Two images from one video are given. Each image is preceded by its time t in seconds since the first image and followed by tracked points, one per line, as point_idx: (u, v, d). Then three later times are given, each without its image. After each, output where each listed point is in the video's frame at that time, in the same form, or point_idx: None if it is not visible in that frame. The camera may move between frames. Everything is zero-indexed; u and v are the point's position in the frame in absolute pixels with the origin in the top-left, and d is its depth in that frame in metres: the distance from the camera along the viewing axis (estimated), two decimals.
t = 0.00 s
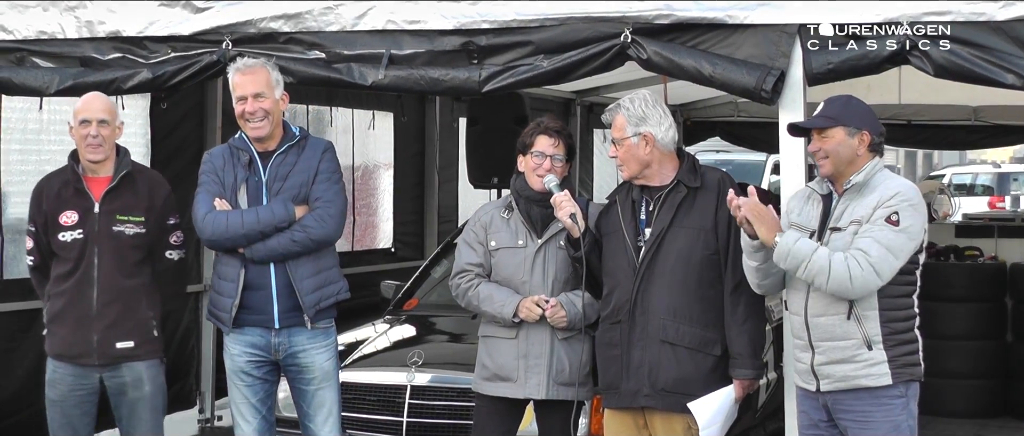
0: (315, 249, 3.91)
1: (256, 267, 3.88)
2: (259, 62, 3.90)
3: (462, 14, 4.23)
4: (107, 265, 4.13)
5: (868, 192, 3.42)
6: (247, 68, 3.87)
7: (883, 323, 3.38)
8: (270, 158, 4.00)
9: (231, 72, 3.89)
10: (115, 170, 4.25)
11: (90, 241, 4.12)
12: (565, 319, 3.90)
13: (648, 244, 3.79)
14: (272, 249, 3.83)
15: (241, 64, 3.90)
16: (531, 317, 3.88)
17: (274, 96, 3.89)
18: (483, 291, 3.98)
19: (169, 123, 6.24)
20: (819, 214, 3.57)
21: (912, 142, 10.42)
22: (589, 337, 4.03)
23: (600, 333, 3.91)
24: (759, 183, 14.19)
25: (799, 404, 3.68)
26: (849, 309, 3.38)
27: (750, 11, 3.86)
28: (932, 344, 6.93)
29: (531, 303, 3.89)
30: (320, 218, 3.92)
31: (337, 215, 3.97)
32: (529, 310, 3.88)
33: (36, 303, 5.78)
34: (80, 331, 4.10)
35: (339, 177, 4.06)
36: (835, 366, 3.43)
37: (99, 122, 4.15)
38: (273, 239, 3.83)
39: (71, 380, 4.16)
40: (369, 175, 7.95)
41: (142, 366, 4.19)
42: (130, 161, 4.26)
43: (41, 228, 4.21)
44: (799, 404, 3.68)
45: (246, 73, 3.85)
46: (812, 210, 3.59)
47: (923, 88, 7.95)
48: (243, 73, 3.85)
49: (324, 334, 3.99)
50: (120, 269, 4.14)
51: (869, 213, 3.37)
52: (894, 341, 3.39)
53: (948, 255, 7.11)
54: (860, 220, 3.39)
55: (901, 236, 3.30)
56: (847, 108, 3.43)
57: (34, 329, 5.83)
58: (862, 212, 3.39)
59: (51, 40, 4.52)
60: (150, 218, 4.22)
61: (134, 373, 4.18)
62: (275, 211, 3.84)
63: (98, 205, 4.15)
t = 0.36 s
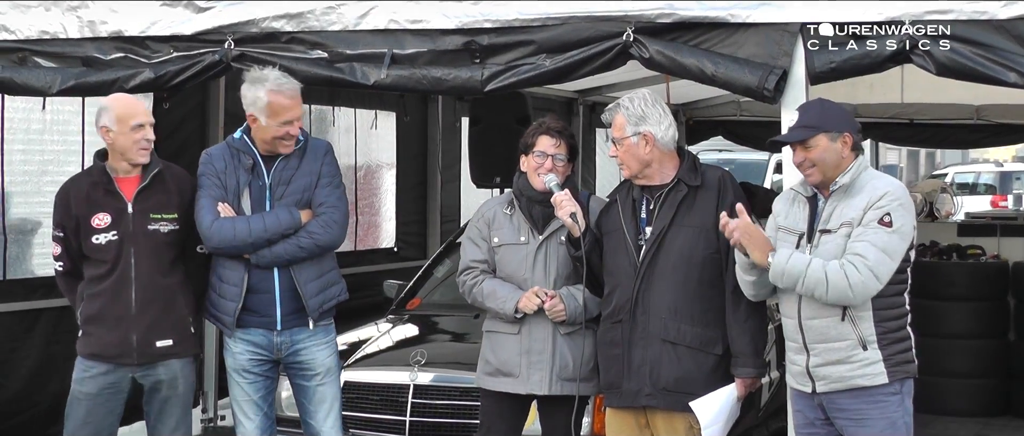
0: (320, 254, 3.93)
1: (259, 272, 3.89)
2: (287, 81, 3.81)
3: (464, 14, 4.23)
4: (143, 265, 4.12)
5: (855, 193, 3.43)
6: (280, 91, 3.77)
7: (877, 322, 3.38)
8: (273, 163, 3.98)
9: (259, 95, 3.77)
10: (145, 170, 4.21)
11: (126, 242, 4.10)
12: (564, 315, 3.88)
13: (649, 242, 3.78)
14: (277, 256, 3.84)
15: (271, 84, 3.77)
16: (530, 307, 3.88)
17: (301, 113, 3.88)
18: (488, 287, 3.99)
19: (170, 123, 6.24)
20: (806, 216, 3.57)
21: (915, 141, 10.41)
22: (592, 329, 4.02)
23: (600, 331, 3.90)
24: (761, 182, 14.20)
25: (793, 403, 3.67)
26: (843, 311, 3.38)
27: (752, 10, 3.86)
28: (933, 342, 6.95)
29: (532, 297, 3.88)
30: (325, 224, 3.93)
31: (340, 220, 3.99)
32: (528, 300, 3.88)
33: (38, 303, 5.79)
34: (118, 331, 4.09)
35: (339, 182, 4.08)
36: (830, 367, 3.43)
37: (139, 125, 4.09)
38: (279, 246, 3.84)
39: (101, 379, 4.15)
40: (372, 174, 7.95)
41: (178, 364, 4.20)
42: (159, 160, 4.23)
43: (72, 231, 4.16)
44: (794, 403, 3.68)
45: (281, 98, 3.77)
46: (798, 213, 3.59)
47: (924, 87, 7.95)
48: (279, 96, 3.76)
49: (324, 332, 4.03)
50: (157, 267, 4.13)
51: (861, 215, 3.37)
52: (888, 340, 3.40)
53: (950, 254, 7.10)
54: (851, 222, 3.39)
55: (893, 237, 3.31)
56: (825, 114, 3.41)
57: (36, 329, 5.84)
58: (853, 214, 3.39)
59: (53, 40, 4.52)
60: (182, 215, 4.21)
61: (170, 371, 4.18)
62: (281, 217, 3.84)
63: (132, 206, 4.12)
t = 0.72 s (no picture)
0: (348, 256, 3.96)
1: (287, 270, 3.90)
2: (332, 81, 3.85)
3: (469, 14, 4.24)
4: (139, 271, 4.16)
5: (848, 194, 3.43)
6: (327, 91, 3.80)
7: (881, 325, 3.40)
8: (305, 162, 3.99)
9: (303, 93, 3.78)
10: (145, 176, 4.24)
11: (125, 248, 4.13)
12: (570, 320, 3.89)
13: (652, 242, 3.78)
14: (307, 255, 3.86)
15: (318, 82, 3.80)
16: (535, 310, 3.88)
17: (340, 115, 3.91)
18: (491, 292, 4.00)
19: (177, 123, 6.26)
20: (797, 222, 3.53)
21: (920, 141, 10.40)
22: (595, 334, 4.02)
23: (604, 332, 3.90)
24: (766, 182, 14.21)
25: (795, 404, 3.67)
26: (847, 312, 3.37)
27: (758, 9, 3.87)
28: (938, 341, 6.94)
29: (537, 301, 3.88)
30: (356, 225, 3.96)
31: (370, 222, 4.02)
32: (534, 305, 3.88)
33: (45, 304, 5.80)
34: (113, 336, 4.12)
35: (367, 186, 4.09)
36: (836, 370, 3.43)
37: (149, 133, 4.12)
38: (309, 245, 3.86)
39: (98, 382, 4.18)
40: (377, 174, 7.95)
41: (170, 365, 4.29)
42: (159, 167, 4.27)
43: (69, 233, 4.13)
44: (794, 405, 3.67)
45: (327, 96, 3.80)
46: (788, 221, 3.56)
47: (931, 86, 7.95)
48: (326, 95, 3.79)
49: (345, 332, 4.04)
50: (153, 274, 4.19)
51: (860, 217, 3.36)
52: (892, 340, 3.40)
53: (956, 253, 7.08)
54: (851, 225, 3.38)
55: (901, 236, 3.31)
56: (808, 122, 3.42)
57: (43, 330, 5.85)
58: (852, 216, 3.38)
59: (59, 41, 4.53)
60: (178, 224, 4.27)
61: (163, 372, 4.27)
62: (314, 216, 3.86)
63: (132, 212, 4.15)
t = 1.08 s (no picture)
0: (385, 253, 3.99)
1: (325, 266, 3.90)
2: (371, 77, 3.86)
3: (474, 13, 4.23)
4: (129, 276, 4.18)
5: (849, 194, 3.45)
6: (368, 85, 3.81)
7: (884, 320, 3.42)
8: (342, 160, 4.00)
9: (343, 87, 3.79)
10: (138, 181, 4.24)
11: (117, 252, 4.15)
12: (580, 318, 3.90)
13: (658, 242, 3.78)
14: (346, 251, 3.87)
15: (358, 77, 3.81)
16: (546, 316, 3.89)
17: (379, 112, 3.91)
18: (500, 292, 4.00)
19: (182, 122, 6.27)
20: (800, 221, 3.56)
21: (924, 141, 10.41)
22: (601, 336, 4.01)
23: (610, 332, 3.90)
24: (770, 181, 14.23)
25: (799, 404, 3.65)
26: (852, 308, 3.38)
27: (763, 9, 3.86)
28: (944, 341, 6.95)
29: (544, 303, 3.89)
30: (394, 222, 3.99)
31: (407, 221, 4.05)
32: (544, 309, 3.89)
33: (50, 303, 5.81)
34: (102, 339, 4.13)
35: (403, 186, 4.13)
36: (839, 368, 3.43)
37: (144, 140, 4.11)
38: (348, 241, 3.87)
39: (86, 382, 4.19)
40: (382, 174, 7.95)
41: (157, 365, 4.32)
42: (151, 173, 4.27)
43: (61, 237, 4.12)
44: (799, 405, 3.65)
45: (368, 91, 3.80)
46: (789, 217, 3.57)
47: (935, 86, 7.96)
48: (367, 89, 3.80)
49: (378, 334, 4.05)
50: (142, 278, 4.21)
51: (858, 212, 3.39)
52: (896, 338, 3.42)
53: (960, 253, 7.09)
54: (851, 220, 3.40)
55: (892, 225, 3.31)
56: (812, 122, 3.43)
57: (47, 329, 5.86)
58: (852, 212, 3.41)
59: (62, 40, 4.53)
60: (168, 229, 4.30)
61: (151, 371, 4.30)
62: (353, 212, 3.89)
63: (125, 217, 4.17)
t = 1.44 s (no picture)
0: (405, 253, 3.98)
1: (345, 267, 3.90)
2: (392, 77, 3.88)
3: (477, 13, 4.23)
4: (149, 274, 4.14)
5: (856, 189, 3.49)
6: (387, 84, 3.82)
7: (884, 316, 3.40)
8: (361, 160, 4.01)
9: (363, 87, 3.79)
10: (158, 178, 4.22)
11: (136, 250, 4.11)
12: (580, 320, 3.89)
13: (663, 242, 3.78)
14: (367, 251, 3.87)
15: (377, 77, 3.82)
16: (545, 316, 3.88)
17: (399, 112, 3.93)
18: (505, 294, 3.99)
19: (184, 121, 6.26)
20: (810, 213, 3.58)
21: (926, 141, 10.44)
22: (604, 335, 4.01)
23: (614, 332, 3.90)
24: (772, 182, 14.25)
25: (798, 405, 3.63)
26: (853, 302, 3.38)
27: (765, 9, 3.86)
28: (948, 342, 6.95)
29: (550, 305, 3.88)
30: (415, 222, 3.99)
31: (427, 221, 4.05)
32: (547, 311, 3.88)
33: (52, 302, 5.80)
34: (121, 337, 4.10)
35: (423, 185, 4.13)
36: (837, 361, 3.41)
37: (147, 130, 4.08)
38: (369, 241, 3.87)
39: (90, 381, 4.17)
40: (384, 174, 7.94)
41: (178, 365, 4.28)
42: (171, 169, 4.25)
43: (81, 234, 4.10)
44: (798, 405, 3.63)
45: (387, 90, 3.82)
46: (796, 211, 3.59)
47: (937, 86, 7.97)
48: (386, 88, 3.81)
49: (394, 335, 4.04)
50: (162, 276, 4.17)
51: (862, 206, 3.42)
52: (896, 335, 3.41)
53: (962, 254, 7.09)
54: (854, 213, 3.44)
55: (891, 223, 3.33)
56: (836, 108, 3.51)
57: (49, 328, 5.85)
58: (856, 207, 3.44)
59: (66, 40, 4.53)
60: (190, 227, 4.25)
61: (172, 371, 4.27)
62: (373, 211, 3.89)
63: (144, 214, 4.14)
